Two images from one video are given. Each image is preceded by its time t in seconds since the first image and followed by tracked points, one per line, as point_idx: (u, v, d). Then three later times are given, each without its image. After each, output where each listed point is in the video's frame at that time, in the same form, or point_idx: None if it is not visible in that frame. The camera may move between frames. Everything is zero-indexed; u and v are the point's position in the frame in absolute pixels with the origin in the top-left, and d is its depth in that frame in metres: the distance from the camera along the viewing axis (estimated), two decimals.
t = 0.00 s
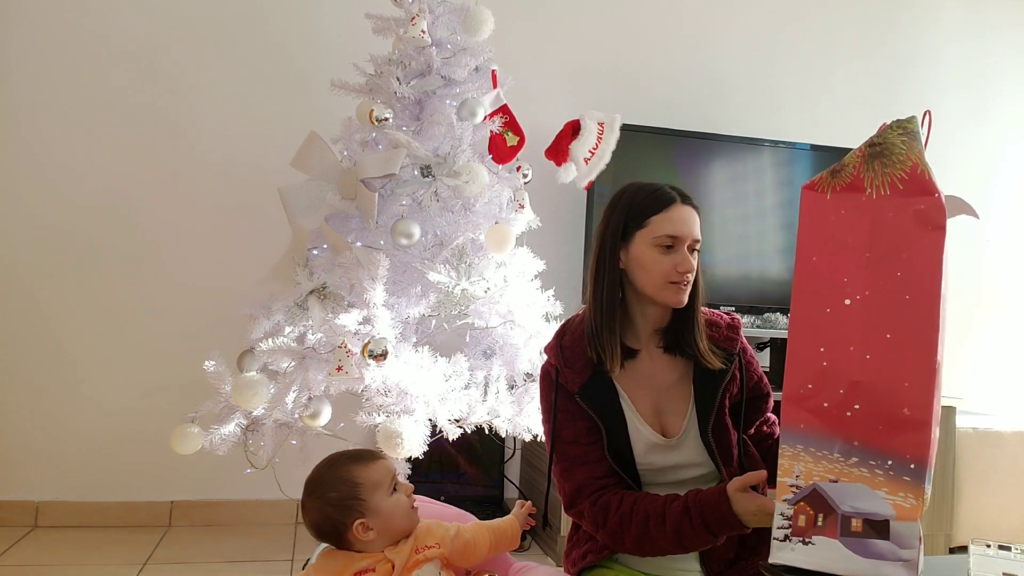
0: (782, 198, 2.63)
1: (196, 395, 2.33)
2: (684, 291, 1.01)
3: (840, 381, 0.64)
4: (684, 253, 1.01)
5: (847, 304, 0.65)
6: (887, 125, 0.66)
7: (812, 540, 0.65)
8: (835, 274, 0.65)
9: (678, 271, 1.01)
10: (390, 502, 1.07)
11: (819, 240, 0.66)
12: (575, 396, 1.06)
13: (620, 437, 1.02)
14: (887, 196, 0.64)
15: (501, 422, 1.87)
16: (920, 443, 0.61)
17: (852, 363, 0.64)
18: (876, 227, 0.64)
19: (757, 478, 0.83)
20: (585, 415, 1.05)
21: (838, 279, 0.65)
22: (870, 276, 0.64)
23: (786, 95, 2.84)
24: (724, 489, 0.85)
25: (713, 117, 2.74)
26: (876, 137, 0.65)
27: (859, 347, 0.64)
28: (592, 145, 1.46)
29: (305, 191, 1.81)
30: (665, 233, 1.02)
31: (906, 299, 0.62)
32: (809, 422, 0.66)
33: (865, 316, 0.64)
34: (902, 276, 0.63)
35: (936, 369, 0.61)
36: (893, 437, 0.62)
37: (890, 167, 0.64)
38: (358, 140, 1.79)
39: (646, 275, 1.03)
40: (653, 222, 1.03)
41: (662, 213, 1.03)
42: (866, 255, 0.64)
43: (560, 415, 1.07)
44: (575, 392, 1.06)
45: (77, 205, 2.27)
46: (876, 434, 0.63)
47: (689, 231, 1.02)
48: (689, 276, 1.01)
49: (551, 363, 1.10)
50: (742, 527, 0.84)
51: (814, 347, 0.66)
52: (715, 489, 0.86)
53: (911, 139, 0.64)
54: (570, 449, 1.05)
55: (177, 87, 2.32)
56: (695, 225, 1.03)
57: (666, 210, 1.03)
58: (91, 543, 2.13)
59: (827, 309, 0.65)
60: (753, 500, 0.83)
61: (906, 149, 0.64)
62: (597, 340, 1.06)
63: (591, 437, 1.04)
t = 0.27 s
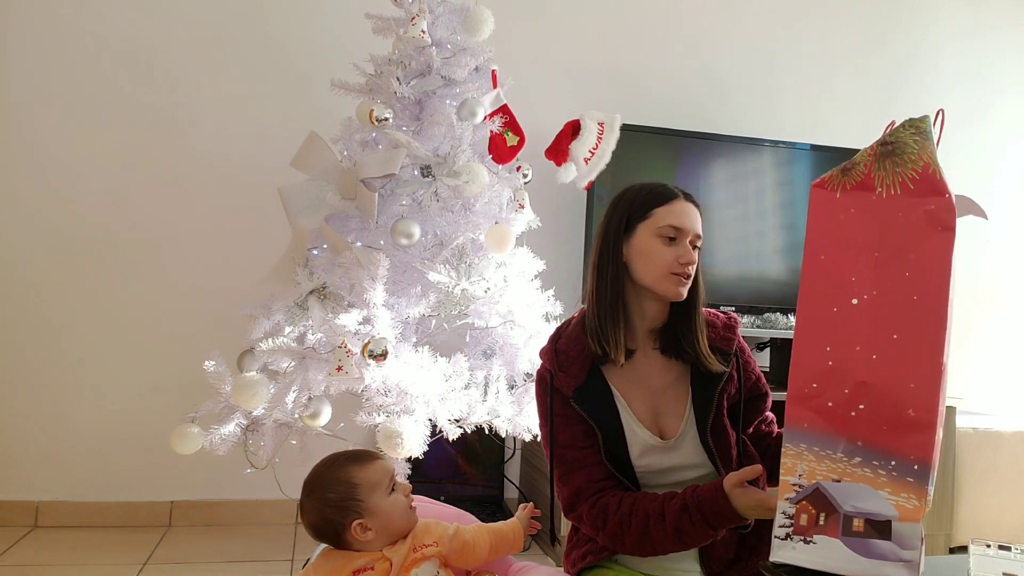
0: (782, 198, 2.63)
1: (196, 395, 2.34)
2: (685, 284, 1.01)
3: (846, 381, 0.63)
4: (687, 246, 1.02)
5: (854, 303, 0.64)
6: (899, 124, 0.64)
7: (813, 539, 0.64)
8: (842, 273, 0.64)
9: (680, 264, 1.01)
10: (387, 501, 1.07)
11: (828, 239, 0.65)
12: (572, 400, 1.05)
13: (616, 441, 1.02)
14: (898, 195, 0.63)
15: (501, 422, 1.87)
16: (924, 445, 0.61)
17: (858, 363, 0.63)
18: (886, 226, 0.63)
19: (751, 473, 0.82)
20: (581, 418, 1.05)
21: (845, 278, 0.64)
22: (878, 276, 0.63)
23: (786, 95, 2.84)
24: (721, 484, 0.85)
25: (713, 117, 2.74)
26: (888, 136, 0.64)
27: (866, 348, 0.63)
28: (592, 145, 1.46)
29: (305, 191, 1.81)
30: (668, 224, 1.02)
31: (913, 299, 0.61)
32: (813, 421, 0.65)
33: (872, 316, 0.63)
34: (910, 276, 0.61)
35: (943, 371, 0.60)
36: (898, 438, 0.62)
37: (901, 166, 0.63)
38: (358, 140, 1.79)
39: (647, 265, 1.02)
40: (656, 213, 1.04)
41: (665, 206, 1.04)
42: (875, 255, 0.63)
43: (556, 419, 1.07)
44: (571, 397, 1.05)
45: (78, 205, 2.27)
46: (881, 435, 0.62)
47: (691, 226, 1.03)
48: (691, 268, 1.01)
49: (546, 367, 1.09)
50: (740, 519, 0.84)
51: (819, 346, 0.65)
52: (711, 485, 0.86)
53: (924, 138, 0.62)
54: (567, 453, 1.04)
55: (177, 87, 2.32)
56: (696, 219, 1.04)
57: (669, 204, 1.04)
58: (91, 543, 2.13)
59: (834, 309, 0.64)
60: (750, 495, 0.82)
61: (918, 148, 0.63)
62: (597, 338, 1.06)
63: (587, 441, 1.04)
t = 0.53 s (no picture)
0: (782, 198, 2.63)
1: (195, 395, 2.34)
2: (684, 280, 1.01)
3: (848, 381, 0.63)
4: (684, 242, 1.02)
5: (858, 302, 0.64)
6: (907, 123, 0.64)
7: (812, 539, 0.64)
8: (847, 272, 0.64)
9: (678, 260, 1.00)
10: (386, 502, 1.07)
11: (833, 237, 0.65)
12: (569, 400, 1.05)
13: (614, 442, 1.02)
14: (904, 194, 0.62)
15: (501, 422, 1.87)
16: (925, 445, 0.61)
17: (860, 363, 0.63)
18: (892, 225, 0.63)
19: (752, 465, 0.82)
20: (577, 419, 1.05)
21: (850, 277, 0.64)
22: (883, 275, 0.63)
23: (786, 95, 2.84)
24: (720, 479, 0.85)
25: (713, 118, 2.74)
26: (896, 134, 0.64)
27: (869, 348, 0.63)
28: (592, 145, 1.46)
29: (305, 190, 1.81)
30: (665, 221, 1.02)
31: (917, 299, 0.61)
32: (814, 420, 0.65)
33: (876, 316, 0.63)
34: (915, 276, 0.61)
35: (946, 372, 0.60)
36: (899, 438, 0.62)
37: (908, 165, 0.63)
38: (358, 140, 1.79)
39: (644, 261, 1.02)
40: (654, 210, 1.04)
41: (662, 203, 1.04)
42: (880, 254, 0.63)
43: (552, 419, 1.07)
44: (569, 397, 1.05)
45: (78, 205, 2.27)
46: (882, 435, 0.62)
47: (688, 222, 1.03)
48: (690, 264, 1.01)
49: (543, 367, 1.09)
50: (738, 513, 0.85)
51: (822, 346, 0.65)
52: (709, 480, 0.86)
53: (932, 137, 0.62)
54: (564, 454, 1.04)
55: (177, 87, 2.32)
56: (693, 215, 1.04)
57: (667, 201, 1.04)
58: (91, 543, 2.13)
59: (837, 308, 0.64)
60: (748, 490, 0.83)
61: (925, 147, 0.62)
62: (596, 336, 1.07)
63: (584, 442, 1.04)
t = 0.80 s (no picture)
0: (782, 198, 2.63)
1: (195, 395, 2.34)
2: (678, 285, 1.01)
3: (850, 380, 0.63)
4: (678, 247, 1.01)
5: (860, 302, 0.64)
6: (913, 122, 0.64)
7: (812, 537, 0.64)
8: (851, 272, 0.64)
9: (670, 266, 1.00)
10: (385, 504, 1.07)
11: (837, 236, 0.65)
12: (569, 401, 1.05)
13: (614, 442, 1.02)
14: (909, 194, 0.62)
15: (501, 422, 1.87)
16: (927, 446, 0.60)
17: (862, 362, 0.63)
18: (896, 224, 0.62)
19: (757, 464, 0.83)
20: (577, 420, 1.05)
21: (853, 276, 0.64)
22: (886, 275, 0.63)
23: (786, 95, 2.84)
24: (722, 479, 0.86)
25: (713, 117, 2.74)
26: (902, 133, 0.64)
27: (871, 347, 0.63)
28: (592, 145, 1.46)
29: (305, 190, 1.80)
30: (659, 226, 1.02)
31: (921, 299, 0.61)
32: (816, 419, 0.65)
33: (879, 315, 0.63)
34: (918, 276, 0.61)
35: (949, 372, 0.60)
36: (900, 438, 0.61)
37: (914, 165, 0.63)
38: (358, 140, 1.79)
39: (639, 268, 1.02)
40: (648, 214, 1.03)
41: (657, 206, 1.03)
42: (883, 254, 0.63)
43: (552, 420, 1.07)
44: (569, 397, 1.05)
45: (77, 205, 2.26)
46: (884, 435, 0.62)
47: (684, 226, 1.02)
48: (683, 270, 1.01)
49: (544, 367, 1.10)
50: (741, 511, 0.85)
51: (824, 345, 0.65)
52: (713, 479, 0.87)
53: (937, 137, 0.62)
54: (563, 455, 1.04)
55: (177, 87, 2.32)
56: (689, 218, 1.03)
57: (661, 204, 1.03)
58: (91, 543, 2.13)
59: (840, 307, 0.64)
60: (755, 488, 0.84)
61: (931, 147, 0.62)
62: (594, 337, 1.07)
63: (584, 442, 1.04)
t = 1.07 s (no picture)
0: (782, 199, 2.63)
1: (195, 395, 2.34)
2: (677, 292, 1.01)
3: (850, 378, 0.63)
4: (677, 254, 1.01)
5: (862, 300, 0.63)
6: (917, 120, 0.63)
7: (809, 536, 0.64)
8: (853, 271, 0.64)
9: (669, 274, 1.00)
10: (385, 504, 1.06)
11: (840, 234, 0.65)
12: (568, 401, 1.05)
13: (614, 442, 1.02)
14: (912, 193, 0.62)
15: (501, 422, 1.87)
16: (926, 445, 0.60)
17: (863, 361, 0.63)
18: (899, 223, 0.62)
19: (755, 461, 0.83)
20: (577, 420, 1.05)
21: (855, 275, 0.64)
22: (889, 273, 0.62)
23: (786, 95, 2.83)
24: (721, 476, 0.86)
25: (713, 118, 2.74)
26: (906, 131, 0.63)
27: (872, 346, 0.63)
28: (592, 145, 1.46)
29: (304, 190, 1.80)
30: (658, 233, 1.01)
31: (923, 299, 0.61)
32: (815, 418, 0.65)
33: (880, 314, 0.62)
34: (921, 276, 0.61)
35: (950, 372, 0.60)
36: (899, 437, 0.61)
37: (918, 163, 0.62)
38: (358, 139, 1.79)
39: (639, 275, 1.02)
40: (646, 221, 1.03)
41: (655, 212, 1.03)
42: (886, 253, 0.63)
43: (553, 420, 1.07)
44: (568, 398, 1.05)
45: (77, 205, 2.27)
46: (882, 434, 0.62)
47: (682, 232, 1.01)
48: (682, 279, 1.00)
49: (544, 368, 1.10)
50: (739, 509, 0.85)
51: (824, 343, 0.65)
52: (711, 476, 0.87)
53: (942, 135, 0.61)
54: (564, 454, 1.04)
55: (177, 87, 2.32)
56: (689, 224, 1.02)
57: (660, 210, 1.03)
58: (91, 543, 2.13)
59: (842, 305, 0.64)
60: (750, 484, 0.83)
61: (935, 145, 0.62)
62: (594, 338, 1.07)
63: (584, 442, 1.04)
